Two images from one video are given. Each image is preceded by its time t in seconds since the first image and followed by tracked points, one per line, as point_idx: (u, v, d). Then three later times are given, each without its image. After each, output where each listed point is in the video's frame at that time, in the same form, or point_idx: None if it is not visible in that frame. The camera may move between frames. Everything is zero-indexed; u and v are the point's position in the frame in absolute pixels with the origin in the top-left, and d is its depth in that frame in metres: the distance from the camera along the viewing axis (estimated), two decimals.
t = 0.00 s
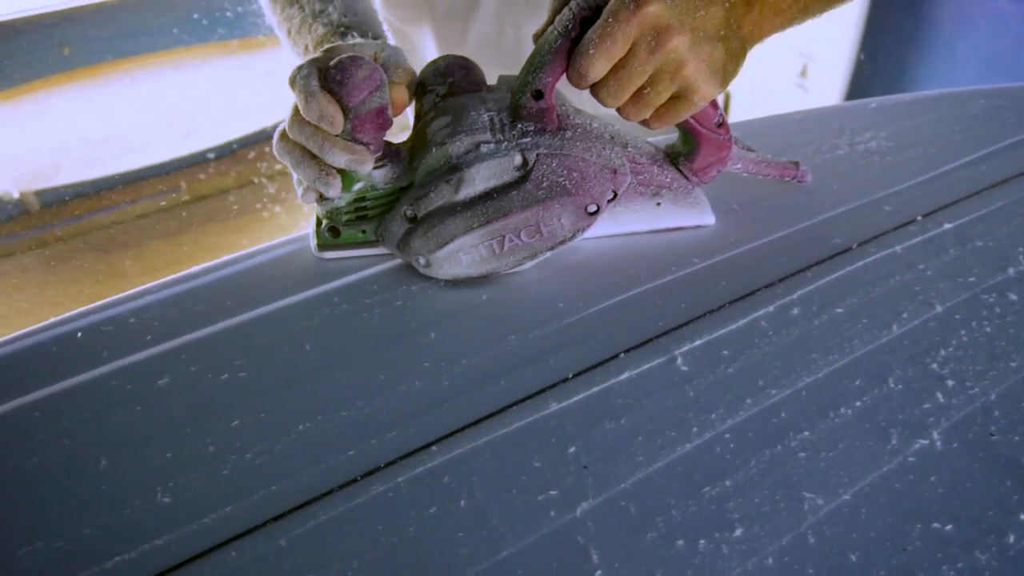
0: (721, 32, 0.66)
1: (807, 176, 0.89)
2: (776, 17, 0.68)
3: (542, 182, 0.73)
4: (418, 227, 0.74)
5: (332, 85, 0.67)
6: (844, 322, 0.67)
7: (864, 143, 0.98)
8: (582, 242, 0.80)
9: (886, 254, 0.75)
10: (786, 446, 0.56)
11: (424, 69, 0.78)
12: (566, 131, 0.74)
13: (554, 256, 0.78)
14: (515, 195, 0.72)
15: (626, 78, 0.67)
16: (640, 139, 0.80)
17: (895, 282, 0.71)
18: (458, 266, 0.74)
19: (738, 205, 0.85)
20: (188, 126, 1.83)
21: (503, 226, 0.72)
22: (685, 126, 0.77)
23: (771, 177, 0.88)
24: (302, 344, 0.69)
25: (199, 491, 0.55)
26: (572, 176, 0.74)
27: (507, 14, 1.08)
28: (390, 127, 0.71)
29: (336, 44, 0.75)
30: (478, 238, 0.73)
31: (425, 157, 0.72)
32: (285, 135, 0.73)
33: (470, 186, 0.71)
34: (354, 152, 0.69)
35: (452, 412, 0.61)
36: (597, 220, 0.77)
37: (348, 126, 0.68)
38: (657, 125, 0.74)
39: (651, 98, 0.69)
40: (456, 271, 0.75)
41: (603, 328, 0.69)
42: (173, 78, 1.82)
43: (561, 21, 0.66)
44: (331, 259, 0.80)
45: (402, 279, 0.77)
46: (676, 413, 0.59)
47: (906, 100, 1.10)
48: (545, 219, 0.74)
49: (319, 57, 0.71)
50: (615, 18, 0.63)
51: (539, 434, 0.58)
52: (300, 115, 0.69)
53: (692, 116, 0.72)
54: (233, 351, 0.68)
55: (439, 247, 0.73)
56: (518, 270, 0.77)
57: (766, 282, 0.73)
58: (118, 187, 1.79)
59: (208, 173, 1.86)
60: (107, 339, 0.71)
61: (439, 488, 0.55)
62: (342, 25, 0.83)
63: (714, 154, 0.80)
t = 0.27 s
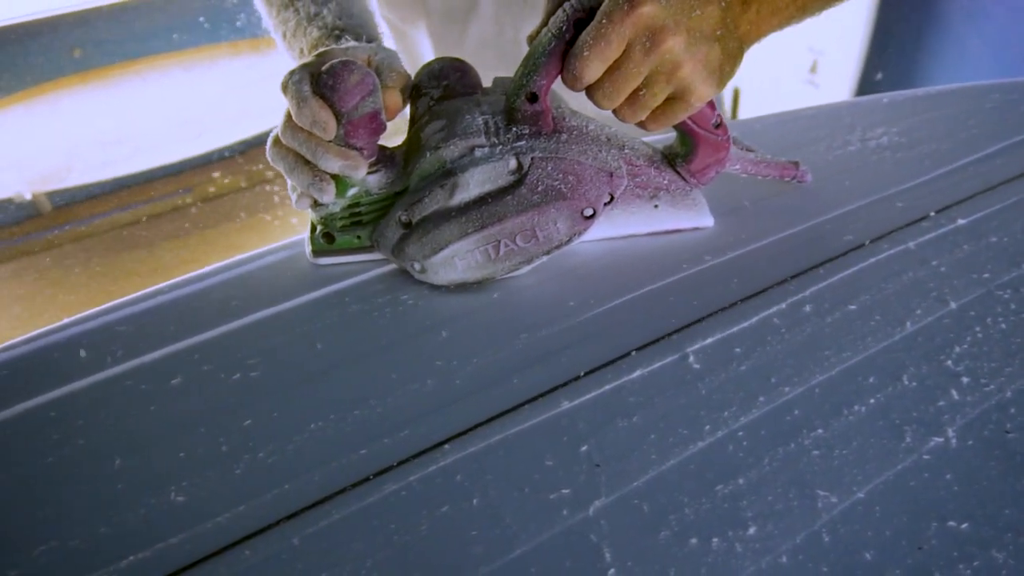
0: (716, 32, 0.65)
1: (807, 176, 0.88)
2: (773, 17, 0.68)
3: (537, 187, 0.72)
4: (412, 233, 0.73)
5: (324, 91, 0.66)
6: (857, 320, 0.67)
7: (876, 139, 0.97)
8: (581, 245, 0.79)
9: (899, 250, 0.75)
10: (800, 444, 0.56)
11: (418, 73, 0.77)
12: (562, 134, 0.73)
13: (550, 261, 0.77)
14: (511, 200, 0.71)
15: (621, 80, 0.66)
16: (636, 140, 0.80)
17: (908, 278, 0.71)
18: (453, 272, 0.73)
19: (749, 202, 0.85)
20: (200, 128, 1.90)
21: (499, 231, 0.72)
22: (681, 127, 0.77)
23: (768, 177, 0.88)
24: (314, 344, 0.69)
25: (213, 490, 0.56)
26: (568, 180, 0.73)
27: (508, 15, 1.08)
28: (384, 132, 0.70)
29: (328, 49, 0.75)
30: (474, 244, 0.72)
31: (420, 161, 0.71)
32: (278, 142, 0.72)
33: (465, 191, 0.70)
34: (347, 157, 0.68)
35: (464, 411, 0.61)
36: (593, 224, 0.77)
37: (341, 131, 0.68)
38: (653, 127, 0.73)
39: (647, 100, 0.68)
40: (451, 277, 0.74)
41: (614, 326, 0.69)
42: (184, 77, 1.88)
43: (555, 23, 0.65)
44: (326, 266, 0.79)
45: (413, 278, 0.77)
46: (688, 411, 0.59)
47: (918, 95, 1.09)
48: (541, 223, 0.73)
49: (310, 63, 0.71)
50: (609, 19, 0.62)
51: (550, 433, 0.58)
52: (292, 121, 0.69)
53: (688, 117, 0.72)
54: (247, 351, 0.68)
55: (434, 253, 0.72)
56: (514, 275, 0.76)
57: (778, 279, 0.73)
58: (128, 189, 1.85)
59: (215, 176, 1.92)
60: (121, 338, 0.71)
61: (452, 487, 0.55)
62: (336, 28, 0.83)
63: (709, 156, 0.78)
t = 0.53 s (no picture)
0: (714, 32, 0.65)
1: (808, 177, 0.86)
2: (770, 17, 0.67)
3: (532, 189, 0.71)
4: (407, 236, 0.72)
5: (317, 93, 0.66)
6: (871, 316, 0.66)
7: (890, 134, 0.96)
8: (578, 249, 0.78)
9: (914, 246, 0.74)
10: (813, 441, 0.56)
11: (415, 74, 0.76)
12: (558, 135, 0.72)
13: (548, 264, 0.76)
14: (505, 203, 0.71)
15: (618, 81, 0.65)
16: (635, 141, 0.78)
17: (923, 274, 0.71)
18: (448, 275, 0.73)
19: (762, 198, 0.84)
20: (209, 126, 1.96)
21: (493, 234, 0.71)
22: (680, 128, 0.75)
23: (771, 176, 0.85)
24: (326, 341, 0.69)
25: (227, 486, 0.56)
26: (564, 182, 0.72)
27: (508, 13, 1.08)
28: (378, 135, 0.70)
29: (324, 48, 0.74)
30: (468, 247, 0.71)
31: (415, 163, 0.71)
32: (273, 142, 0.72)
33: (459, 193, 0.70)
34: (341, 160, 0.68)
35: (475, 408, 0.61)
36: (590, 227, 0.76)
37: (334, 135, 0.67)
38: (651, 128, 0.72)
39: (644, 101, 0.67)
40: (446, 280, 0.73)
41: (625, 323, 0.69)
42: (195, 74, 1.99)
43: (550, 23, 0.65)
44: (321, 268, 0.79)
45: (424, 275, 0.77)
46: (701, 408, 0.59)
47: (933, 90, 1.08)
48: (536, 226, 0.72)
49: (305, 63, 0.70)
50: (604, 19, 0.61)
51: (562, 430, 0.58)
52: (285, 124, 0.69)
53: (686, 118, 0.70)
54: (259, 348, 0.68)
55: (429, 256, 0.71)
56: (511, 279, 0.75)
57: (791, 275, 0.72)
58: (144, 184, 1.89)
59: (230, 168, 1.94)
60: (135, 335, 0.71)
61: (464, 483, 0.55)
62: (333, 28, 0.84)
63: (707, 157, 0.77)
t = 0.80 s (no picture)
0: (714, 31, 0.63)
1: (812, 176, 0.85)
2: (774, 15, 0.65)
3: (529, 192, 0.70)
4: (404, 239, 0.72)
5: (312, 96, 0.66)
6: (891, 311, 0.66)
7: (910, 127, 0.95)
8: (577, 251, 0.77)
9: (934, 240, 0.74)
10: (832, 436, 0.55)
11: (413, 74, 0.75)
12: (556, 137, 0.71)
13: (547, 267, 0.76)
14: (502, 206, 0.70)
15: (614, 82, 0.64)
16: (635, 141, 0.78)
17: (943, 268, 0.70)
18: (444, 279, 0.72)
19: (780, 192, 0.84)
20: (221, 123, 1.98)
21: (490, 238, 0.70)
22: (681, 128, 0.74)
23: (774, 175, 0.84)
24: (343, 336, 0.69)
25: (245, 479, 0.56)
26: (562, 185, 0.71)
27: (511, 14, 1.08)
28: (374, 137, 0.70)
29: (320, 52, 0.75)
30: (465, 251, 0.70)
31: (411, 166, 0.70)
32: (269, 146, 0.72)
33: (456, 196, 0.69)
34: (337, 163, 0.68)
35: (492, 403, 0.61)
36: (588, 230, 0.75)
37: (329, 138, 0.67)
38: (650, 128, 0.71)
39: (641, 101, 0.67)
40: (443, 284, 0.72)
41: (641, 318, 0.68)
42: (210, 72, 1.97)
43: (547, 23, 0.64)
44: (320, 273, 0.78)
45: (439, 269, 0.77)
46: (718, 402, 0.59)
47: (953, 82, 1.07)
48: (533, 229, 0.71)
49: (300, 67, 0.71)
50: (602, 19, 0.61)
51: (579, 425, 0.58)
52: (281, 127, 0.69)
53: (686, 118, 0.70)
54: (277, 343, 0.69)
55: (425, 260, 0.70)
56: (508, 283, 0.74)
57: (809, 270, 0.72)
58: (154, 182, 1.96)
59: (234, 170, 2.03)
60: (154, 330, 0.72)
61: (481, 478, 0.55)
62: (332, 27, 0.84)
63: (710, 158, 0.76)
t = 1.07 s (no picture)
0: (714, 29, 0.63)
1: (816, 177, 0.84)
2: (773, 13, 0.65)
3: (527, 194, 0.70)
4: (401, 242, 0.71)
5: (308, 98, 0.65)
6: (908, 308, 0.65)
7: (927, 122, 0.95)
8: (577, 252, 0.76)
9: (952, 236, 0.73)
10: (849, 433, 0.55)
11: (412, 74, 0.75)
12: (555, 138, 0.70)
13: (545, 269, 0.75)
14: (499, 208, 0.69)
15: (613, 82, 0.64)
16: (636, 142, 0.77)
17: (961, 264, 0.69)
18: (441, 282, 0.71)
19: (795, 188, 0.83)
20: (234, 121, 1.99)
21: (487, 240, 0.69)
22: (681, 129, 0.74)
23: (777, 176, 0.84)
24: (358, 332, 0.69)
25: (261, 475, 0.57)
26: (560, 187, 0.71)
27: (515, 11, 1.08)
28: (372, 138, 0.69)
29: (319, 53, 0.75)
30: (462, 253, 0.69)
31: (408, 168, 0.69)
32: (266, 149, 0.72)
33: (453, 199, 0.68)
34: (334, 165, 0.68)
35: (506, 399, 0.61)
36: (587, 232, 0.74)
37: (326, 139, 0.67)
38: (650, 128, 0.71)
39: (641, 101, 0.66)
40: (440, 287, 0.72)
41: (656, 315, 0.68)
42: (223, 69, 1.95)
43: (543, 23, 0.63)
44: (318, 275, 0.77)
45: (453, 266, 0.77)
46: (734, 399, 0.59)
47: (970, 76, 1.06)
48: (531, 232, 0.71)
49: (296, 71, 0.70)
50: (598, 18, 0.60)
51: (593, 421, 0.58)
52: (277, 130, 0.68)
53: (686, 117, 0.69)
54: (291, 339, 0.69)
55: (422, 263, 0.70)
56: (506, 285, 0.73)
57: (825, 266, 0.71)
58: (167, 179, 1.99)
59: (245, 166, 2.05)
60: (166, 327, 0.72)
61: (496, 474, 0.55)
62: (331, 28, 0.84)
63: (711, 159, 0.76)
